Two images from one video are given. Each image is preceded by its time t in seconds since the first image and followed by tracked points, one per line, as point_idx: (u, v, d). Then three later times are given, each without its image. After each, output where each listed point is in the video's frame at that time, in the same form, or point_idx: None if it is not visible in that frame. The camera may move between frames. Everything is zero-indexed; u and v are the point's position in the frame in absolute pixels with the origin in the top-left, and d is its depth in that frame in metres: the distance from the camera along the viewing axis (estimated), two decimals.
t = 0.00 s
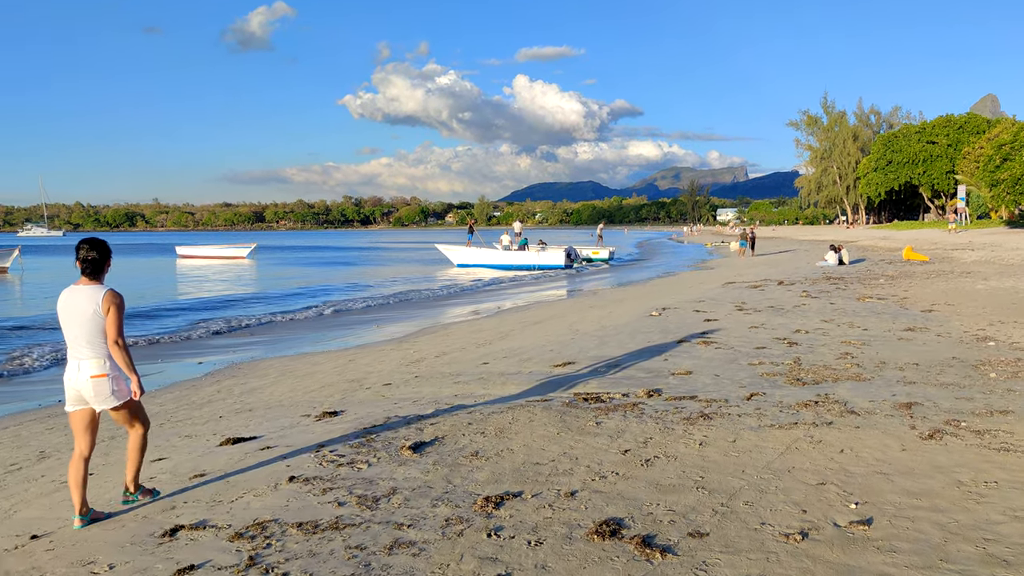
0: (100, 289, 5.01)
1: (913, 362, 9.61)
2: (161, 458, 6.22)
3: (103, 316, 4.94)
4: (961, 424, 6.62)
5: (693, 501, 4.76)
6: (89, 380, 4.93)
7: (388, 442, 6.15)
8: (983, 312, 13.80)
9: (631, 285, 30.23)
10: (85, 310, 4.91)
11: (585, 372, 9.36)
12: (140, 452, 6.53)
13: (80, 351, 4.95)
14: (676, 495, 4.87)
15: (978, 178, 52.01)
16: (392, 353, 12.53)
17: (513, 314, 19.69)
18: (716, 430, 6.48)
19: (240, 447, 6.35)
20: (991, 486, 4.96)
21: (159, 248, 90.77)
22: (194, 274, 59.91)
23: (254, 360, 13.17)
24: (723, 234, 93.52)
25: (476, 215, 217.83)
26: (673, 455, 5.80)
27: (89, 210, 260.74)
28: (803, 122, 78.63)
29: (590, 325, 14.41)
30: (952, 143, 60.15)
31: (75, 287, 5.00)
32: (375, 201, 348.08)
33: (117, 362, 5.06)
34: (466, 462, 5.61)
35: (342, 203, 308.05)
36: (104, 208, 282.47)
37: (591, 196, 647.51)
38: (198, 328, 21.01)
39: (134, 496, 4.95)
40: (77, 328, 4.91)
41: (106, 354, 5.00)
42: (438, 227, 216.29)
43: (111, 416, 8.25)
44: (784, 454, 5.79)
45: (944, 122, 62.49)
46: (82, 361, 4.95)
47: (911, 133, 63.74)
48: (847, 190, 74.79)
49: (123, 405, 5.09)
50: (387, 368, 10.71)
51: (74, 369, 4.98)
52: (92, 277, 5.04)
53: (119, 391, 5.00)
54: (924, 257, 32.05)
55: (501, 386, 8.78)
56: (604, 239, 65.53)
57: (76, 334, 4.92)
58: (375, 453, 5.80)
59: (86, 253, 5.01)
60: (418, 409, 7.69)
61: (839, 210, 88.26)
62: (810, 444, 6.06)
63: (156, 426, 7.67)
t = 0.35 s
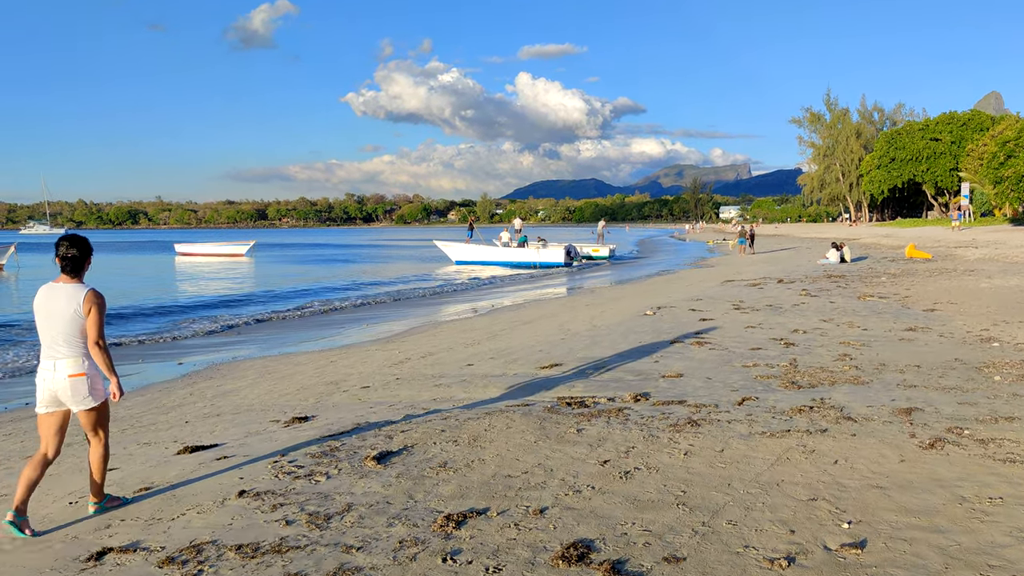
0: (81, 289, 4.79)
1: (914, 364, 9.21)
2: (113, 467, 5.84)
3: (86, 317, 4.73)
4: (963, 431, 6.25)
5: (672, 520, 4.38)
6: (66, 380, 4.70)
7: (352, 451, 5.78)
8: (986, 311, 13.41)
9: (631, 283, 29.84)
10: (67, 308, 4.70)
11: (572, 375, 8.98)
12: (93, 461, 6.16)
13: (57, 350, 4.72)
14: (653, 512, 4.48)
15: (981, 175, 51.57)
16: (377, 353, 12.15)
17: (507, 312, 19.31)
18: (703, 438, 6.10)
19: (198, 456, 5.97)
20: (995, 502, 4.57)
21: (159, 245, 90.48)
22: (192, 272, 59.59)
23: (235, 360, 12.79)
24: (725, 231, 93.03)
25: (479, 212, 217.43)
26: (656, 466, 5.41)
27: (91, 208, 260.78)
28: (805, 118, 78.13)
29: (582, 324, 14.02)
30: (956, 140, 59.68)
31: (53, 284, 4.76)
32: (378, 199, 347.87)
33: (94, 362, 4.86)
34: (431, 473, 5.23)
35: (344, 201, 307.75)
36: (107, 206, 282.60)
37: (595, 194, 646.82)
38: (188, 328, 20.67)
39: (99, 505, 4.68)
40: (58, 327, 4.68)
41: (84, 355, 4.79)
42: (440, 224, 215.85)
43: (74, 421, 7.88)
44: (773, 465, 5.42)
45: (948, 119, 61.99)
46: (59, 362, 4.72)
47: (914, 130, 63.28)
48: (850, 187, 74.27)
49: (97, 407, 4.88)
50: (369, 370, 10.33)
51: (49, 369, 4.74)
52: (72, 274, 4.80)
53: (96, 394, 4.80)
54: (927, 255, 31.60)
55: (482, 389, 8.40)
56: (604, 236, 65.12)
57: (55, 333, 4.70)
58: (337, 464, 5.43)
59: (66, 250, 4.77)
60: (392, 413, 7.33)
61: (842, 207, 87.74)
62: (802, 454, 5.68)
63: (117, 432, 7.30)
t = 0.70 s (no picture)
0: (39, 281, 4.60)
1: (915, 367, 8.78)
2: (53, 480, 5.43)
3: (44, 309, 4.55)
4: (966, 442, 5.83)
5: (645, 544, 3.97)
6: (19, 377, 4.49)
7: (308, 463, 5.38)
8: (990, 311, 12.99)
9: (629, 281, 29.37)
10: (24, 302, 4.49)
11: (555, 379, 8.55)
12: (35, 472, 5.74)
13: (12, 345, 4.51)
14: (623, 535, 4.07)
15: (984, 172, 51.11)
16: (359, 355, 11.72)
17: (500, 312, 18.89)
18: (687, 449, 5.68)
19: (145, 467, 5.56)
20: (1003, 524, 4.15)
21: (158, 243, 90.08)
22: (189, 269, 59.14)
23: (214, 361, 12.37)
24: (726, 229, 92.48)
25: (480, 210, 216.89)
26: (633, 480, 5.01)
27: (94, 206, 260.32)
28: (807, 116, 77.65)
29: (574, 324, 13.58)
30: (959, 137, 59.21)
31: (9, 276, 4.56)
32: (380, 197, 347.53)
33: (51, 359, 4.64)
34: (388, 489, 4.83)
35: (346, 199, 307.35)
36: (110, 203, 282.54)
37: (596, 192, 646.12)
38: (175, 327, 20.24)
39: (21, 525, 4.29)
40: (14, 321, 4.48)
41: (41, 351, 4.58)
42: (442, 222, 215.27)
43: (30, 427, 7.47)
44: (760, 479, 5.00)
45: (951, 116, 61.55)
46: (14, 357, 4.50)
47: (916, 127, 62.81)
48: (852, 185, 73.73)
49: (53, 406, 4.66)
50: (348, 372, 9.92)
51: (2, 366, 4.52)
52: (27, 266, 4.61)
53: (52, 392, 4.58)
54: (929, 253, 31.14)
55: (460, 395, 7.97)
56: (604, 235, 64.67)
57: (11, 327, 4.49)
58: (289, 478, 5.02)
59: (21, 240, 4.58)
60: (363, 420, 6.93)
61: (844, 205, 87.24)
62: (793, 467, 5.26)
63: (69, 439, 6.89)
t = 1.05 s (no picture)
0: None
1: (914, 375, 8.35)
2: None
3: None
4: (968, 460, 5.41)
5: None
6: None
7: (254, 485, 4.95)
8: (992, 314, 12.57)
9: (625, 281, 28.96)
10: None
11: (535, 388, 8.13)
12: None
13: None
14: None
15: (986, 171, 50.70)
16: (338, 359, 11.31)
17: (491, 313, 18.50)
18: (667, 469, 5.25)
19: (83, 487, 5.16)
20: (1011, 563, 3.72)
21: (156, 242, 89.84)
22: (185, 268, 58.81)
23: (189, 366, 11.96)
24: (727, 228, 92.10)
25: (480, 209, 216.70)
26: (605, 506, 4.58)
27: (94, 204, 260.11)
28: (808, 114, 77.23)
29: (562, 327, 13.15)
30: (960, 136, 58.81)
31: None
32: (380, 196, 347.20)
33: None
34: (334, 517, 4.40)
35: (346, 198, 307.05)
36: (110, 202, 282.30)
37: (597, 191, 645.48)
38: (159, 329, 19.85)
39: None
40: None
41: None
42: (441, 221, 215.11)
43: None
44: (745, 506, 4.57)
45: (952, 114, 61.22)
46: None
47: (917, 126, 62.41)
48: (853, 183, 73.28)
49: None
50: (322, 379, 9.51)
51: None
52: None
53: None
54: (930, 253, 30.71)
55: (433, 406, 7.57)
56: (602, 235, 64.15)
57: None
58: (229, 503, 4.59)
59: None
60: (327, 435, 6.51)
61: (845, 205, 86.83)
62: (782, 492, 4.82)
63: (14, 452, 6.49)
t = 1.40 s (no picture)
0: None
1: (918, 383, 7.93)
2: None
3: None
4: (979, 481, 4.98)
5: None
6: None
7: (199, 508, 4.53)
8: (997, 316, 12.14)
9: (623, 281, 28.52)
10: None
11: (517, 397, 7.70)
12: None
13: None
14: None
15: (988, 170, 50.25)
16: (319, 364, 10.89)
17: (484, 313, 18.09)
18: (651, 492, 4.82)
19: (14, 510, 4.75)
20: None
21: (155, 241, 89.61)
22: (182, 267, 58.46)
23: (165, 370, 11.53)
24: (728, 227, 91.66)
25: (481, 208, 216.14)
26: (580, 536, 4.15)
27: (95, 202, 259.91)
28: (809, 113, 76.75)
29: (553, 330, 12.72)
30: (962, 135, 58.37)
31: None
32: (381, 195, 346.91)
33: None
34: (281, 547, 3.99)
35: (347, 196, 306.60)
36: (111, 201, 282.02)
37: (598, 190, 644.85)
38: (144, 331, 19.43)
39: None
40: None
41: None
42: (442, 220, 214.63)
43: None
44: (734, 535, 4.13)
45: (954, 113, 60.79)
46: None
47: (919, 125, 61.96)
48: (854, 182, 72.85)
49: None
50: (298, 386, 9.09)
51: None
52: None
53: None
54: (932, 252, 30.28)
55: (408, 417, 7.14)
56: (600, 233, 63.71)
57: None
58: (166, 531, 4.17)
59: None
60: (290, 448, 6.09)
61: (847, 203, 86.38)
62: (775, 518, 4.39)
63: None
